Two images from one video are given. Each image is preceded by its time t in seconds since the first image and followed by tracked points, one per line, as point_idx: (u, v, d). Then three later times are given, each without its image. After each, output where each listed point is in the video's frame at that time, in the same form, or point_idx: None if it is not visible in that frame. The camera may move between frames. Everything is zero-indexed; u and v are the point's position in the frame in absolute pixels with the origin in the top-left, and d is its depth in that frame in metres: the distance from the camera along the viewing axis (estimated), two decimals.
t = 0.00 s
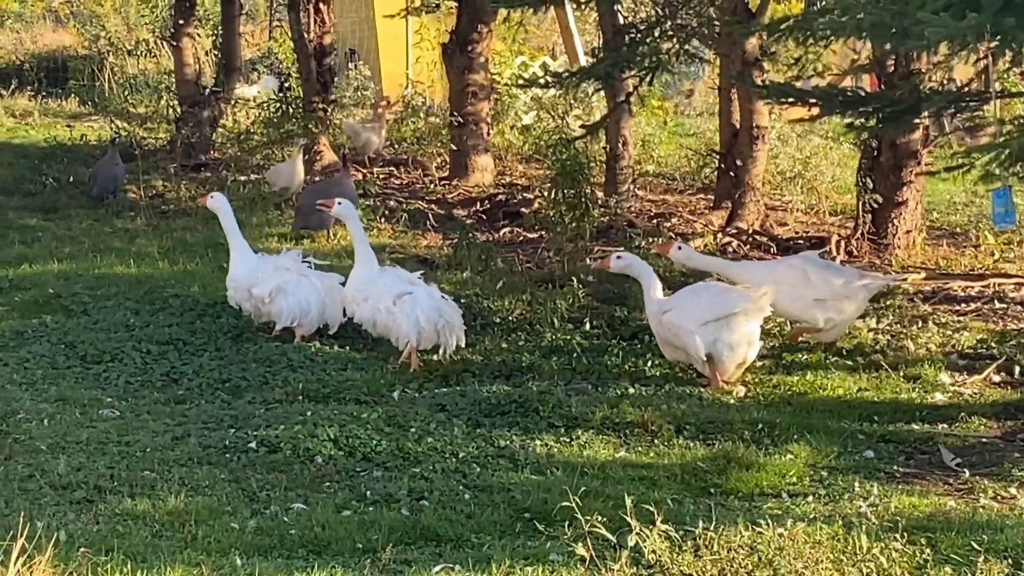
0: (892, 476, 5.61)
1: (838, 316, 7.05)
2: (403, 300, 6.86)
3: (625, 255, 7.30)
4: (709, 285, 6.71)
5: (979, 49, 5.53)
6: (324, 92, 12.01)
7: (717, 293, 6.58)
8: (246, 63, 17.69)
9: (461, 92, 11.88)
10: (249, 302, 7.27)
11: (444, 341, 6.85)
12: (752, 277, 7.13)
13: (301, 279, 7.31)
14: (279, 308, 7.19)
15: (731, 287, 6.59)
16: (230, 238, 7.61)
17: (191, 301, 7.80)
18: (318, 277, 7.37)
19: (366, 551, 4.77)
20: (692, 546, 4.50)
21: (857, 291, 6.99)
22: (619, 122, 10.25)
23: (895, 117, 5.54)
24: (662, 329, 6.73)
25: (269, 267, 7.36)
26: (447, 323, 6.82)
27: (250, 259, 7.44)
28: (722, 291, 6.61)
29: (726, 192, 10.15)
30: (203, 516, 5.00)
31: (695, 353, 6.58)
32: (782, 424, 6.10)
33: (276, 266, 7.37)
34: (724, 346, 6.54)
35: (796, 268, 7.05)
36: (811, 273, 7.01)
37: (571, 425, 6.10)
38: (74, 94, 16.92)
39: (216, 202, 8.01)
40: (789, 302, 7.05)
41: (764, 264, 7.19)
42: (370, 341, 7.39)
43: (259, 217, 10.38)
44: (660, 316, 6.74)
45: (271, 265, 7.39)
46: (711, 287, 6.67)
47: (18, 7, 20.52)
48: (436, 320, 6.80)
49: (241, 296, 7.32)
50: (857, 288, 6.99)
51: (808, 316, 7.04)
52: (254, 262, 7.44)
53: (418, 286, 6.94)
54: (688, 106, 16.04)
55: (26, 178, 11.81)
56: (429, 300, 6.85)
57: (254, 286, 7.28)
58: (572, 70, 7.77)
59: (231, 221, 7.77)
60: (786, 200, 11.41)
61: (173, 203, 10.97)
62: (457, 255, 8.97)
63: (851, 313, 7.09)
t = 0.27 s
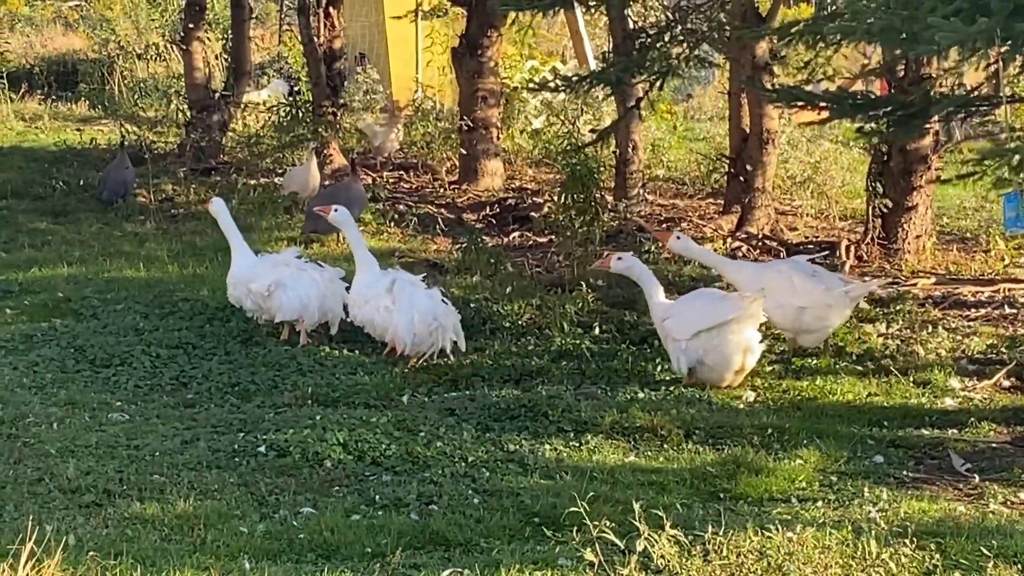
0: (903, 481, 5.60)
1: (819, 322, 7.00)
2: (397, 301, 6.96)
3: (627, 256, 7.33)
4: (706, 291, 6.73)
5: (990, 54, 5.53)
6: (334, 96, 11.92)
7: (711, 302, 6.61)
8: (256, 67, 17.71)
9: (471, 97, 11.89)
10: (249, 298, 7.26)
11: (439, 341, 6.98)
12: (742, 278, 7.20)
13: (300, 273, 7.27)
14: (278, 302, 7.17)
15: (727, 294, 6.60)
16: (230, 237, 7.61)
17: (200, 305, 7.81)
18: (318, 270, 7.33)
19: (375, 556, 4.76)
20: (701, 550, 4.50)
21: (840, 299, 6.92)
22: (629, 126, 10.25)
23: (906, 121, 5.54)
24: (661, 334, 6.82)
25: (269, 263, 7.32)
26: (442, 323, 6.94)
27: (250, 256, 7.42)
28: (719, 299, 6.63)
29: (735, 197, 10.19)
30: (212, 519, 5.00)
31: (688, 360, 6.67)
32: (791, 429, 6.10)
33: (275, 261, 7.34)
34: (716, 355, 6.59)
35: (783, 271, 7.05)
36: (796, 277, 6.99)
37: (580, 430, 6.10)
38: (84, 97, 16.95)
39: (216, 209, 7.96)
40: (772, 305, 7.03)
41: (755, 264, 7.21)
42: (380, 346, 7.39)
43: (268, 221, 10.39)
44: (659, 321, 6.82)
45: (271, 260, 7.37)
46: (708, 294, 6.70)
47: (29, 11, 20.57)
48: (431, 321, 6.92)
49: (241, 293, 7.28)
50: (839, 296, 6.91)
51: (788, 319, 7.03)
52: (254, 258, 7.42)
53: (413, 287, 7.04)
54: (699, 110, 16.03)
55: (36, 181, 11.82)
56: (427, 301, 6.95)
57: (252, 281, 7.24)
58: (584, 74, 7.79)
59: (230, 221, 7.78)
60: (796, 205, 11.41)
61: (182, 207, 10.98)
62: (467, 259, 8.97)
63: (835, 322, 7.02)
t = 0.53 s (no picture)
0: (908, 484, 5.60)
1: (814, 323, 7.06)
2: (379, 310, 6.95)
3: (602, 266, 7.40)
4: (698, 297, 6.83)
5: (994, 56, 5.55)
6: (341, 99, 11.96)
7: (702, 308, 6.69)
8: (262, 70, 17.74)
9: (478, 100, 11.92)
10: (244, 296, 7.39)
11: (417, 355, 6.90)
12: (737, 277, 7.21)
13: (294, 277, 7.35)
14: (267, 303, 7.30)
15: (721, 302, 6.69)
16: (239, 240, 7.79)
17: (207, 308, 7.82)
18: (313, 276, 7.39)
19: (380, 559, 4.75)
20: (706, 553, 4.50)
21: (833, 299, 6.98)
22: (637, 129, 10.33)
23: (911, 123, 5.56)
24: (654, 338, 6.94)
25: (267, 265, 7.46)
26: (421, 336, 6.85)
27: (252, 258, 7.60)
28: (712, 305, 6.72)
29: (741, 200, 10.24)
30: (217, 522, 4.99)
31: (679, 365, 6.78)
32: (797, 432, 6.11)
33: (275, 262, 7.45)
34: (709, 361, 6.67)
35: (774, 273, 7.07)
36: (787, 279, 7.02)
37: (586, 432, 6.11)
38: (91, 100, 17.00)
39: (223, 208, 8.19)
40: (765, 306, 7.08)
41: (748, 266, 7.22)
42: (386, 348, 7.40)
43: (275, 224, 10.39)
44: (652, 325, 6.93)
45: (272, 261, 7.49)
46: (700, 299, 6.79)
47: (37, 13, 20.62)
48: (411, 333, 6.86)
49: (236, 291, 7.46)
50: (831, 296, 6.97)
51: (782, 322, 7.08)
52: (256, 261, 7.57)
53: (399, 296, 6.98)
54: (704, 114, 16.05)
55: (42, 184, 11.85)
56: (409, 312, 6.89)
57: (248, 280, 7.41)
58: (591, 77, 7.80)
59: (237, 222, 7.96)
60: (801, 209, 11.42)
61: (188, 209, 10.99)
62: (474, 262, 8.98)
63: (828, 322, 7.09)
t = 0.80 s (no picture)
0: (914, 484, 5.59)
1: (813, 319, 7.07)
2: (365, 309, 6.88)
3: (594, 262, 7.27)
4: (691, 296, 6.72)
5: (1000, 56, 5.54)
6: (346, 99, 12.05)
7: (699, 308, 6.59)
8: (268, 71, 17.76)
9: (483, 99, 11.92)
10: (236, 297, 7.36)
11: (407, 346, 6.91)
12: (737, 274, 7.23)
13: (283, 277, 7.29)
14: (257, 304, 7.28)
15: (719, 300, 6.58)
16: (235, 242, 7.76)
17: (212, 309, 7.83)
18: (300, 275, 7.33)
19: (385, 559, 4.75)
20: (711, 553, 4.49)
21: (833, 297, 6.99)
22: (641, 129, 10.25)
23: (917, 123, 5.55)
24: (649, 341, 6.83)
25: (258, 266, 7.42)
26: (408, 328, 6.87)
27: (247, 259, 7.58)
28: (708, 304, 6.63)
29: (747, 201, 10.20)
30: (223, 522, 4.99)
31: (681, 366, 6.71)
32: (802, 432, 6.10)
33: (266, 263, 7.40)
34: (711, 359, 6.65)
35: (776, 268, 7.11)
36: (787, 274, 7.06)
37: (591, 433, 6.10)
38: (96, 100, 17.02)
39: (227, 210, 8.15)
40: (763, 302, 7.10)
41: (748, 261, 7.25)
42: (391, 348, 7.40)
43: (280, 224, 10.39)
44: (645, 328, 6.82)
45: (262, 262, 7.44)
46: (693, 299, 6.68)
47: (42, 14, 20.64)
48: (398, 327, 6.85)
49: (231, 292, 7.44)
50: (832, 294, 6.99)
51: (781, 317, 7.09)
52: (249, 262, 7.53)
53: (381, 291, 6.94)
54: (710, 114, 16.04)
55: (48, 184, 11.86)
56: (393, 306, 6.86)
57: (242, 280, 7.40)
58: (596, 77, 7.81)
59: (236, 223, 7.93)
60: (807, 209, 11.41)
61: (193, 209, 11.00)
62: (479, 263, 8.98)
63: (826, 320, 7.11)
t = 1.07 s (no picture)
0: (916, 482, 5.60)
1: (802, 316, 7.10)
2: (364, 306, 6.90)
3: (593, 258, 7.26)
4: (691, 292, 6.74)
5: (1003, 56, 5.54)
6: (348, 98, 12.30)
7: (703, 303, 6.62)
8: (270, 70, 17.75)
9: (485, 98, 11.92)
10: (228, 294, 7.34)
11: (407, 342, 6.99)
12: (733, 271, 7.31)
13: (275, 274, 7.27)
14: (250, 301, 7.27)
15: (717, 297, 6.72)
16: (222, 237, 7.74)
17: (215, 307, 7.83)
18: (291, 271, 7.33)
19: (388, 557, 4.75)
20: (714, 551, 4.49)
21: (826, 293, 7.02)
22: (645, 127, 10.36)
23: (919, 123, 5.55)
24: (645, 338, 6.77)
25: (249, 262, 7.42)
26: (411, 325, 6.94)
27: (235, 255, 7.57)
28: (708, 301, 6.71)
29: (749, 200, 10.15)
30: (225, 520, 4.99)
31: (682, 363, 6.67)
32: (805, 430, 6.10)
33: (256, 260, 7.41)
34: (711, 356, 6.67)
35: (772, 265, 7.20)
36: (781, 271, 7.13)
37: (594, 431, 6.11)
38: (98, 99, 17.02)
39: (208, 203, 8.22)
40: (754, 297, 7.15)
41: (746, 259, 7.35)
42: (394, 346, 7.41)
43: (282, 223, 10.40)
44: (641, 326, 6.76)
45: (252, 259, 7.44)
46: (694, 295, 6.70)
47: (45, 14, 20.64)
48: (400, 324, 6.92)
49: (221, 288, 7.44)
50: (824, 290, 7.01)
51: (775, 313, 7.13)
52: (238, 258, 7.52)
53: (380, 289, 6.97)
54: (713, 113, 16.04)
55: (50, 182, 11.86)
56: (396, 303, 6.93)
57: (232, 277, 7.39)
58: (599, 76, 7.81)
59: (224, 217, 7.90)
60: (809, 207, 11.41)
61: (195, 208, 11.00)
62: (482, 262, 8.99)
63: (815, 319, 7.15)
